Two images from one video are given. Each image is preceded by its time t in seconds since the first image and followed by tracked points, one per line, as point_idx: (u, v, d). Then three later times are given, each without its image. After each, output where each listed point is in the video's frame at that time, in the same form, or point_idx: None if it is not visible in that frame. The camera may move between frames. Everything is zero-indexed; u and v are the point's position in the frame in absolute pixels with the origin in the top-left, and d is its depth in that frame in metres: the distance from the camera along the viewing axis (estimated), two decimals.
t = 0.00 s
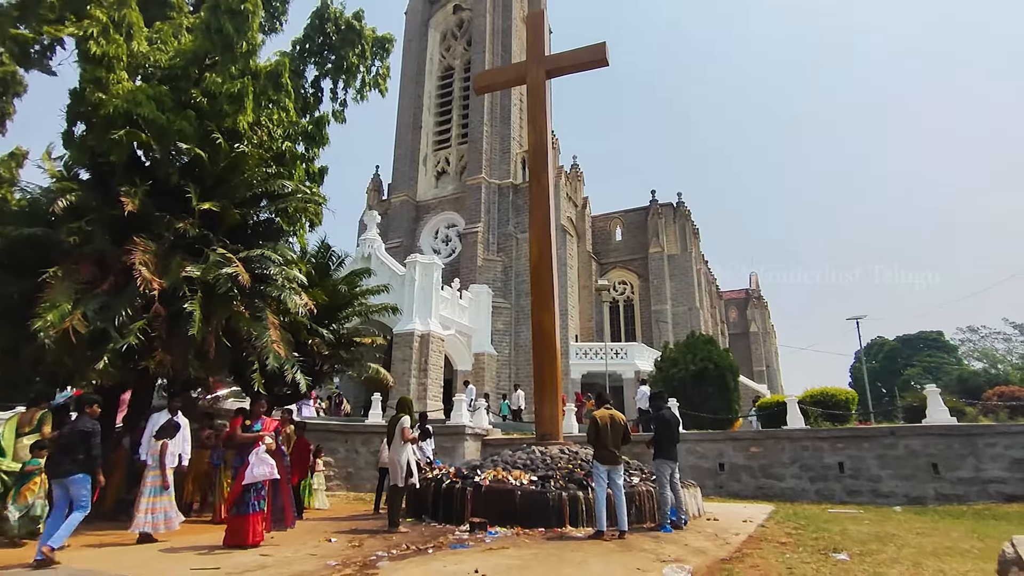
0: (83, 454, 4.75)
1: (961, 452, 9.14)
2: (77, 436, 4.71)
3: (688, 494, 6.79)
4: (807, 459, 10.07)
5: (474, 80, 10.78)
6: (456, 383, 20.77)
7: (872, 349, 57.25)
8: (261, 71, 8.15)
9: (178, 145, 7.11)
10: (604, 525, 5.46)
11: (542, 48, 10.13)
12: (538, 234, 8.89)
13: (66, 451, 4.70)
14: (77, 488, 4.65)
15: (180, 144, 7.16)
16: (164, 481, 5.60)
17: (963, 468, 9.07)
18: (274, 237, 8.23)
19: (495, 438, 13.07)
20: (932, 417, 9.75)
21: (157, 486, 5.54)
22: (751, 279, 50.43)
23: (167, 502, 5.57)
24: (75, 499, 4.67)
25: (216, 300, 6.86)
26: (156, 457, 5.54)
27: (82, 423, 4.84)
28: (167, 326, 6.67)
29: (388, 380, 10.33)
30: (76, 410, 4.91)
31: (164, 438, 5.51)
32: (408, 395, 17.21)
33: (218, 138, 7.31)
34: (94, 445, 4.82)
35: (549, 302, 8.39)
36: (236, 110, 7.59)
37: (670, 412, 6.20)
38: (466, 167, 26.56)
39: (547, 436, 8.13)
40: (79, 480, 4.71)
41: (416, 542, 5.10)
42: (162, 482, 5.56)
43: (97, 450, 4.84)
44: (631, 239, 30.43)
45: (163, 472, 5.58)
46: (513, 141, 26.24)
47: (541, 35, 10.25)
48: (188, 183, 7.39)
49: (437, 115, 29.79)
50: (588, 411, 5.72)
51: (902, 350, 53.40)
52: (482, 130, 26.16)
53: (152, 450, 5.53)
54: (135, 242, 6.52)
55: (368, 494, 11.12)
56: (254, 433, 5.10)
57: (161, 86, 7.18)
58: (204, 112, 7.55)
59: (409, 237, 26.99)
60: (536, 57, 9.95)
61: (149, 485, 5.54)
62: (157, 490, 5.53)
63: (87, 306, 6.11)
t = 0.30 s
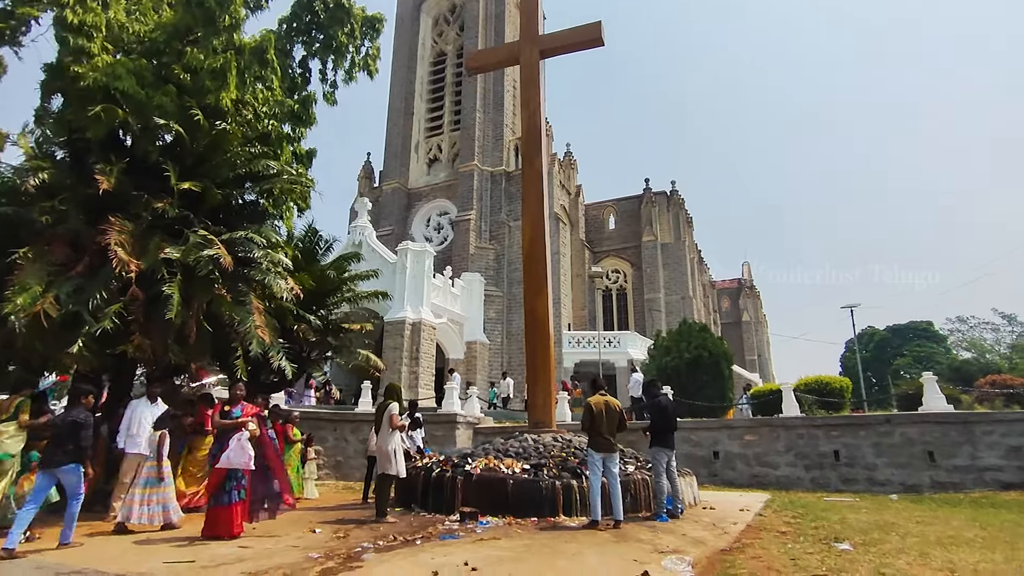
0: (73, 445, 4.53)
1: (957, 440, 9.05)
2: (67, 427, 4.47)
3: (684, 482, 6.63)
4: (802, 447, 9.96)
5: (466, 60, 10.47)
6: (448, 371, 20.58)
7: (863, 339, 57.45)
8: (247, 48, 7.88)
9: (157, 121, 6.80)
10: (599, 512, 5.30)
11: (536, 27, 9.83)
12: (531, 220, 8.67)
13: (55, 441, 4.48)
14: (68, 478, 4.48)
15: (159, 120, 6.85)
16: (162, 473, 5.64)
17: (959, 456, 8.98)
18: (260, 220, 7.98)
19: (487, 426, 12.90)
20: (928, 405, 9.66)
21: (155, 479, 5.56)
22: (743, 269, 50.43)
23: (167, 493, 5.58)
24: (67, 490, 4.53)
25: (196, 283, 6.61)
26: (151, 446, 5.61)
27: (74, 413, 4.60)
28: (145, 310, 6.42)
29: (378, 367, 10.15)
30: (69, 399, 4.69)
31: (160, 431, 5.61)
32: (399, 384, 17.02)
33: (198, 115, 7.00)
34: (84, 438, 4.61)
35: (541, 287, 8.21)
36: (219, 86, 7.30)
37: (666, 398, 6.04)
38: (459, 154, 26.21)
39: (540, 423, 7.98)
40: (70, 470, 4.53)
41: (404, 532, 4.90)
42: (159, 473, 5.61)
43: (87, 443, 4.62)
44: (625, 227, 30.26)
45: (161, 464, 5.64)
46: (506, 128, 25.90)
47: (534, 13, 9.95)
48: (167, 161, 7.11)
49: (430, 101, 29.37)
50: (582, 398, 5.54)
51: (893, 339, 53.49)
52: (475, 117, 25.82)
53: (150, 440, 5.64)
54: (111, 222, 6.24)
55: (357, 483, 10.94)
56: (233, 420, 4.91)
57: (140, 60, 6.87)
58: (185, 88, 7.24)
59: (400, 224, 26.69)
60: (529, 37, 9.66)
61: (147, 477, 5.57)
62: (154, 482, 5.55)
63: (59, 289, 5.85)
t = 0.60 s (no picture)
0: (70, 432, 4.49)
1: (955, 429, 8.94)
2: (64, 414, 4.46)
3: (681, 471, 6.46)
4: (799, 436, 9.83)
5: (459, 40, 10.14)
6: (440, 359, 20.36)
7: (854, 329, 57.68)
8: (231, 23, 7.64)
9: (135, 97, 6.47)
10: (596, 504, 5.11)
11: (531, 5, 9.52)
12: (524, 205, 8.42)
13: (49, 426, 4.42)
14: (58, 466, 4.38)
15: (137, 95, 6.53)
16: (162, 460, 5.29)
17: (957, 445, 8.88)
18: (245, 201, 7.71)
19: (479, 415, 12.70)
20: (926, 394, 9.54)
21: (156, 466, 5.22)
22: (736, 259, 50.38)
23: (167, 482, 5.25)
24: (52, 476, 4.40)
25: (176, 266, 6.34)
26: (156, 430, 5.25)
27: (72, 400, 4.59)
28: (122, 294, 6.16)
29: (368, 354, 9.92)
30: (67, 385, 4.65)
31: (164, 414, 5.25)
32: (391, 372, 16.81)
33: (178, 90, 6.69)
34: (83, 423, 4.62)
35: (535, 272, 8.00)
36: (202, 60, 7.02)
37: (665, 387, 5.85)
38: (451, 141, 25.83)
39: (533, 412, 7.79)
40: (61, 458, 4.45)
41: (392, 526, 4.69)
42: (161, 461, 5.27)
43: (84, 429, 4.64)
44: (618, 215, 30.05)
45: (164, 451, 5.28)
46: (499, 114, 25.52)
47: None
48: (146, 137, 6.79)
49: (422, 86, 28.92)
50: (578, 386, 5.34)
51: (883, 329, 53.65)
52: (468, 102, 25.43)
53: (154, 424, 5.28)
54: (85, 201, 5.94)
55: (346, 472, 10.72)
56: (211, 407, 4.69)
57: (118, 32, 6.53)
58: (166, 62, 6.90)
59: (392, 211, 26.35)
60: (524, 15, 9.35)
61: (147, 463, 5.19)
62: (156, 469, 5.20)
63: (30, 271, 5.57)
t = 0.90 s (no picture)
0: (64, 422, 4.43)
1: (955, 415, 8.81)
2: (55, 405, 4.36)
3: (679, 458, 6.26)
4: (796, 422, 9.69)
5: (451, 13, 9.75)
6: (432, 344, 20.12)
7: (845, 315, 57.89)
8: None
9: (107, 66, 6.09)
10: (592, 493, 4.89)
11: None
12: (518, 184, 8.14)
13: (41, 418, 4.34)
14: (48, 456, 4.33)
15: (110, 64, 6.16)
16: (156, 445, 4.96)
17: (956, 431, 8.75)
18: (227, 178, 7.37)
19: (471, 401, 12.50)
20: (926, 379, 9.39)
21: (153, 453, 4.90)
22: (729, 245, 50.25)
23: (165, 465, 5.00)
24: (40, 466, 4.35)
25: (152, 245, 6.03)
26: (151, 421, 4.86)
27: (66, 389, 4.49)
28: (94, 273, 5.87)
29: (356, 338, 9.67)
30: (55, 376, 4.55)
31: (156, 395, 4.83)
32: (382, 357, 16.57)
33: (154, 59, 6.33)
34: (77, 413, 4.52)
35: (529, 253, 7.74)
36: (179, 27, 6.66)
37: (664, 371, 5.61)
38: (443, 123, 25.37)
39: (526, 397, 7.58)
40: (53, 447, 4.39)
41: (379, 517, 4.45)
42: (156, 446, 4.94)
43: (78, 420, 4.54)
44: (612, 200, 29.77)
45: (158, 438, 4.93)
46: (492, 96, 25.06)
47: None
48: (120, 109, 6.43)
49: (413, 67, 28.36)
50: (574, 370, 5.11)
51: (874, 315, 53.79)
52: (460, 83, 24.93)
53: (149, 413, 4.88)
54: (53, 175, 5.59)
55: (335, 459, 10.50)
56: (180, 390, 4.29)
57: None
58: (140, 28, 6.52)
59: (383, 194, 25.94)
60: None
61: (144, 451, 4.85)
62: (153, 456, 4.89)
63: None
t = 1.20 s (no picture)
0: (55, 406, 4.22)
1: (957, 403, 8.64)
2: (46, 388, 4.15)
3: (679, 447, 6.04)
4: (795, 410, 9.52)
5: None
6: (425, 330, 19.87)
7: (839, 302, 57.89)
8: None
9: (75, 33, 5.70)
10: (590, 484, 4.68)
11: None
12: (512, 165, 7.85)
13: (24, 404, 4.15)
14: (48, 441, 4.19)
15: (79, 31, 5.79)
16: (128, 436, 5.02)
17: (958, 419, 8.58)
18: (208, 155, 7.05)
19: (465, 388, 12.27)
20: (927, 366, 9.21)
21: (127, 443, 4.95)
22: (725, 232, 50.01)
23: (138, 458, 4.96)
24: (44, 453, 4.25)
25: (128, 225, 5.73)
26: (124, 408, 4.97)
27: (55, 372, 4.26)
28: (65, 253, 5.58)
29: (346, 322, 9.42)
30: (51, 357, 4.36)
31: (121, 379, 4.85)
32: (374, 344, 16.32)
33: (127, 27, 5.94)
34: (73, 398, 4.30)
35: (524, 236, 7.47)
36: None
37: (665, 357, 5.38)
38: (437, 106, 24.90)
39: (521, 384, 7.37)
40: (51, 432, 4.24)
41: (366, 510, 4.22)
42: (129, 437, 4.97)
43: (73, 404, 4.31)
44: (608, 185, 29.44)
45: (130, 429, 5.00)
46: (487, 79, 24.60)
47: None
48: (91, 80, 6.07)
49: (407, 49, 27.79)
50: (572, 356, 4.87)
51: (868, 303, 53.74)
52: (454, 66, 24.45)
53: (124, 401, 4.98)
54: (18, 148, 5.25)
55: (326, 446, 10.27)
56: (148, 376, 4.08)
57: None
58: None
59: (376, 179, 25.55)
60: None
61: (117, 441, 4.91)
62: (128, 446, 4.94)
63: None
